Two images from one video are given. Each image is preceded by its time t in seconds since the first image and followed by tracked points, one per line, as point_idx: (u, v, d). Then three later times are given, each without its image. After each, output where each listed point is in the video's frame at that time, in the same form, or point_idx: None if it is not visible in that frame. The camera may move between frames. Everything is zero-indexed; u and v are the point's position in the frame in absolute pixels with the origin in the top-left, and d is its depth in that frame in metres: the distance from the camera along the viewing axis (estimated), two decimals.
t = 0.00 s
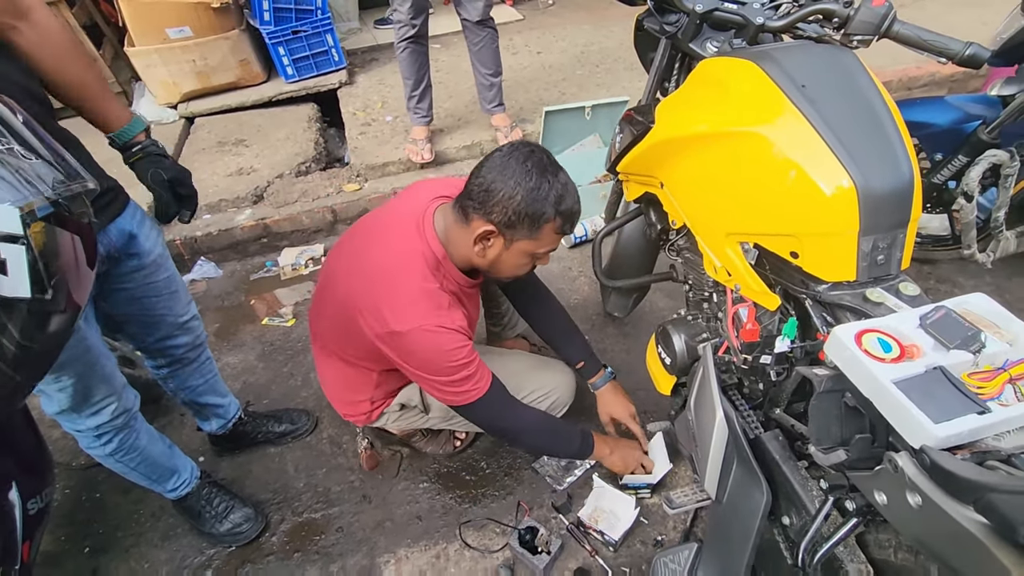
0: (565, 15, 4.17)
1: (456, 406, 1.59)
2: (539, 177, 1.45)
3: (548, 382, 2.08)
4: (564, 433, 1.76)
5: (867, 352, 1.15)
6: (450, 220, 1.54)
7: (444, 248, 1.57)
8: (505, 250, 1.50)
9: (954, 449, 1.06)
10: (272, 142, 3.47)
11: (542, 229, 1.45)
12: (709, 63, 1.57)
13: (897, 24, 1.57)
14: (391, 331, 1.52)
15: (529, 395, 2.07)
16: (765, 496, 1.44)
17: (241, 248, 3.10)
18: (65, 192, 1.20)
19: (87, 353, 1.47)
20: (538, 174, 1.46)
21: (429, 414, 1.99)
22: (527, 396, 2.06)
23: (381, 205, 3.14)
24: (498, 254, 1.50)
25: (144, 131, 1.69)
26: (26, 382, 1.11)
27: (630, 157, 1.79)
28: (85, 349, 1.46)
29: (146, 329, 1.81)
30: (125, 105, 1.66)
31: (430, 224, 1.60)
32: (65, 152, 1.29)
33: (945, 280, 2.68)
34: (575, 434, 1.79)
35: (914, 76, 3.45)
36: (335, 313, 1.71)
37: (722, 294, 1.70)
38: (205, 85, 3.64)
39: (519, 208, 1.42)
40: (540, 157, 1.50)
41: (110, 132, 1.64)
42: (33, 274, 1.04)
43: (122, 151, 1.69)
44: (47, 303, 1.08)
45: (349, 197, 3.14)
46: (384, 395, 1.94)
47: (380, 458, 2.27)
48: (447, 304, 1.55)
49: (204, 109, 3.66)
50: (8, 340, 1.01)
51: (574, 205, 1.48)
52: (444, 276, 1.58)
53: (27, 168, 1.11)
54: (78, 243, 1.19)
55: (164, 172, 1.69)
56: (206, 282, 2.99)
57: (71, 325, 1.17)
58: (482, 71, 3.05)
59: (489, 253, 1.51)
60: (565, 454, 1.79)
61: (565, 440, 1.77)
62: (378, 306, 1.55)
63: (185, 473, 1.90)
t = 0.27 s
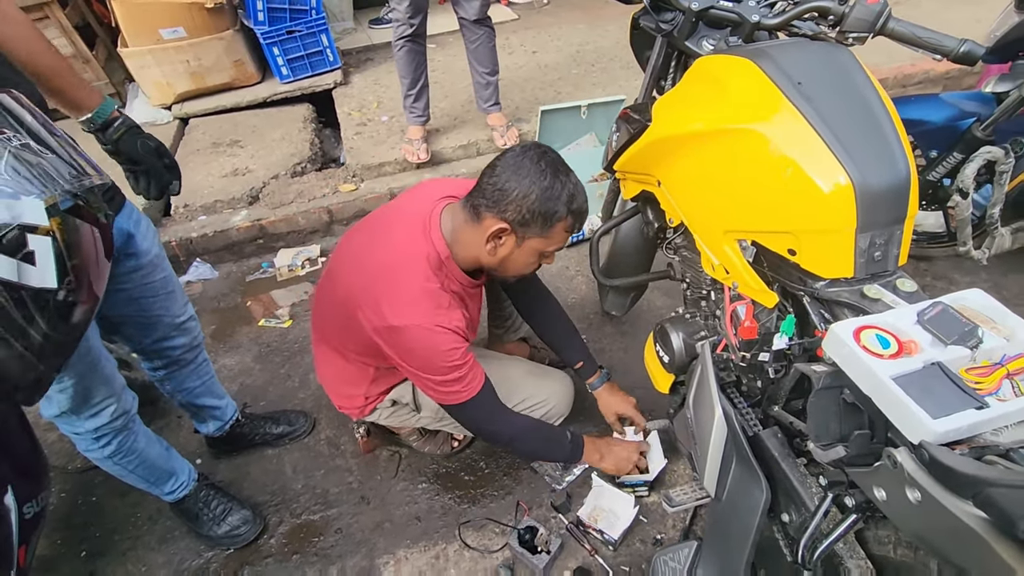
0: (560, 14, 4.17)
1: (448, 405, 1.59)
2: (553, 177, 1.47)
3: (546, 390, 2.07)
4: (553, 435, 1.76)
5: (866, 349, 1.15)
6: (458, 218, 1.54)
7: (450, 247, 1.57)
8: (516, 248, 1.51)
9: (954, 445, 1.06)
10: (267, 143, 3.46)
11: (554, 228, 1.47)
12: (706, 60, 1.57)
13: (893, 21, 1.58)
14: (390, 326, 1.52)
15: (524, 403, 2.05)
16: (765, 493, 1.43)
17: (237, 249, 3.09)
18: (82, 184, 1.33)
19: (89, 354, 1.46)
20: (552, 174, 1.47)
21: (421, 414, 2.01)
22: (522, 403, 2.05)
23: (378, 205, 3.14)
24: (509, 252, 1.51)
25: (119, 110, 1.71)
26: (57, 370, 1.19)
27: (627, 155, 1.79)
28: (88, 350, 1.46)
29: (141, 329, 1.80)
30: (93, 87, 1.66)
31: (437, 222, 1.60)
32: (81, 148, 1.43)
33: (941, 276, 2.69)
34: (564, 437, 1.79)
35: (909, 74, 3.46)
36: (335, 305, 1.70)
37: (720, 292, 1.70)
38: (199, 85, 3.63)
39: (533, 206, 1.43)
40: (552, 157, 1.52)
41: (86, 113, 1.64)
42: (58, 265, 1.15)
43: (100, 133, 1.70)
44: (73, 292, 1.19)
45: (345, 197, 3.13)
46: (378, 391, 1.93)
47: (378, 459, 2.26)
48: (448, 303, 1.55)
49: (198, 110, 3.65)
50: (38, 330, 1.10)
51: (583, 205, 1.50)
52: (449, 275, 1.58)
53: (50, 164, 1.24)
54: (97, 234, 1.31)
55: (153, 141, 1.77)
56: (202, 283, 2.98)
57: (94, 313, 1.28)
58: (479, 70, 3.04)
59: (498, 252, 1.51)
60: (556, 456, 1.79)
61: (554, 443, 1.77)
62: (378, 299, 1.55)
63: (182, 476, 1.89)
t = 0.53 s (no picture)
0: (550, 14, 4.17)
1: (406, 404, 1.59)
2: (548, 171, 1.47)
3: (537, 396, 2.06)
4: (484, 435, 1.73)
5: (849, 348, 1.15)
6: (453, 213, 1.54)
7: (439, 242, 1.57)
8: (510, 242, 1.50)
9: (937, 443, 1.07)
10: (257, 144, 3.45)
11: (549, 221, 1.47)
12: (692, 59, 1.57)
13: (877, 19, 1.58)
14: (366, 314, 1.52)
15: (515, 408, 2.03)
16: (752, 493, 1.43)
17: (226, 252, 3.08)
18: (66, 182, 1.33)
19: (74, 357, 1.46)
20: (547, 168, 1.47)
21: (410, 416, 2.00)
22: (512, 409, 2.03)
23: (368, 207, 3.13)
24: (502, 247, 1.50)
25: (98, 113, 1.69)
26: (52, 369, 1.19)
27: (614, 155, 1.79)
28: (73, 353, 1.45)
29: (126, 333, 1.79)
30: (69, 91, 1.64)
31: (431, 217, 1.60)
32: (66, 149, 1.43)
33: (930, 274, 2.70)
34: (503, 436, 1.75)
35: (898, 72, 3.47)
36: (321, 294, 1.71)
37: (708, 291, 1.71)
38: (188, 87, 3.62)
39: (529, 198, 1.43)
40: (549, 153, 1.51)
41: (64, 118, 1.62)
42: (47, 261, 1.14)
43: (80, 138, 1.68)
44: (62, 289, 1.19)
45: (336, 199, 3.12)
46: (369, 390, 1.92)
47: (369, 461, 2.26)
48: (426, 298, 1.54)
49: (187, 112, 3.63)
50: (30, 328, 1.10)
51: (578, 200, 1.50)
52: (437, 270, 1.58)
53: (35, 161, 1.24)
54: (84, 232, 1.31)
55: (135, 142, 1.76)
56: (191, 286, 2.97)
57: (84, 310, 1.27)
58: (470, 70, 3.04)
59: (492, 246, 1.51)
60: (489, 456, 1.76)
61: (489, 443, 1.74)
62: (360, 288, 1.56)
63: (171, 480, 1.89)
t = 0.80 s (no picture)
0: (541, 13, 4.15)
1: (362, 395, 1.59)
2: (533, 163, 1.46)
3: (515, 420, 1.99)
4: (425, 426, 1.70)
5: (833, 349, 1.14)
6: (437, 204, 1.53)
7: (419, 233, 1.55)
8: (492, 235, 1.49)
9: (921, 445, 1.05)
10: (245, 147, 3.42)
11: (532, 215, 1.46)
12: (678, 57, 1.55)
13: (862, 17, 1.56)
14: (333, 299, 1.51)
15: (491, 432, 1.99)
16: (740, 495, 1.41)
17: (214, 255, 3.06)
18: (36, 185, 1.33)
19: (48, 363, 1.44)
20: (532, 161, 1.46)
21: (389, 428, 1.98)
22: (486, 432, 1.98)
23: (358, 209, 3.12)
24: (484, 239, 1.50)
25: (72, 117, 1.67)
26: (22, 375, 1.18)
27: (600, 154, 1.78)
28: (47, 359, 1.43)
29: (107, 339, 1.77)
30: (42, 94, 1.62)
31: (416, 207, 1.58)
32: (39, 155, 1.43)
33: (923, 271, 2.68)
34: (446, 423, 1.72)
35: (889, 69, 3.46)
36: (300, 275, 1.70)
37: (695, 292, 1.69)
38: (175, 89, 3.59)
39: (510, 189, 1.43)
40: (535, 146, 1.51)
41: (36, 122, 1.60)
42: (16, 265, 1.14)
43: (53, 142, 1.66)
44: (32, 294, 1.18)
45: (324, 201, 3.10)
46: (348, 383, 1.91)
47: (357, 466, 2.24)
48: (400, 290, 1.52)
49: (175, 115, 3.61)
50: None
51: (563, 194, 1.49)
52: (416, 261, 1.55)
53: (4, 165, 1.24)
54: (55, 236, 1.31)
55: (109, 146, 1.74)
56: (178, 291, 2.95)
57: (56, 316, 1.27)
58: (459, 70, 3.02)
59: (472, 237, 1.50)
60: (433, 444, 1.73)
61: (428, 431, 1.71)
62: (336, 272, 1.55)
63: (154, 488, 1.87)
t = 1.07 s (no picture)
0: (540, 13, 4.15)
1: (350, 397, 1.60)
2: (474, 136, 1.39)
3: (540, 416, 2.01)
4: (416, 419, 1.72)
5: (839, 351, 1.14)
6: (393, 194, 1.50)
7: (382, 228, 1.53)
8: (444, 215, 1.44)
9: (927, 447, 1.06)
10: (245, 148, 3.42)
11: (481, 190, 1.38)
12: (679, 59, 1.55)
13: (864, 17, 1.56)
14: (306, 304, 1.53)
15: (515, 428, 2.00)
16: (746, 496, 1.40)
17: (215, 257, 3.06)
18: (38, 189, 1.33)
19: (50, 367, 1.44)
20: (475, 133, 1.39)
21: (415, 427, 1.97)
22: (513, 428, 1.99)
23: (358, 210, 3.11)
24: (439, 220, 1.45)
25: (71, 121, 1.68)
26: (23, 378, 1.18)
27: (602, 155, 1.78)
28: (49, 363, 1.43)
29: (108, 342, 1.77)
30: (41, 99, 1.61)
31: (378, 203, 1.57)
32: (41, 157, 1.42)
33: (923, 270, 2.69)
34: (437, 412, 1.73)
35: (888, 68, 3.46)
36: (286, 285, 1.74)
37: (698, 292, 1.70)
38: (173, 90, 3.59)
39: (450, 167, 1.37)
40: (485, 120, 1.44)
41: (36, 127, 1.60)
42: (18, 268, 1.15)
43: (52, 146, 1.66)
44: (35, 297, 1.18)
45: (325, 202, 3.10)
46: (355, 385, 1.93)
47: (360, 468, 2.24)
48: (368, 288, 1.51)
49: (173, 116, 3.60)
50: None
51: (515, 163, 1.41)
52: (382, 256, 1.53)
53: (6, 166, 1.24)
54: (58, 239, 1.32)
55: (106, 151, 1.75)
56: (179, 293, 2.94)
57: (57, 318, 1.26)
58: (459, 71, 3.02)
59: (426, 219, 1.46)
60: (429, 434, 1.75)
61: (423, 421, 1.73)
62: (309, 278, 1.56)
63: (157, 491, 1.87)
